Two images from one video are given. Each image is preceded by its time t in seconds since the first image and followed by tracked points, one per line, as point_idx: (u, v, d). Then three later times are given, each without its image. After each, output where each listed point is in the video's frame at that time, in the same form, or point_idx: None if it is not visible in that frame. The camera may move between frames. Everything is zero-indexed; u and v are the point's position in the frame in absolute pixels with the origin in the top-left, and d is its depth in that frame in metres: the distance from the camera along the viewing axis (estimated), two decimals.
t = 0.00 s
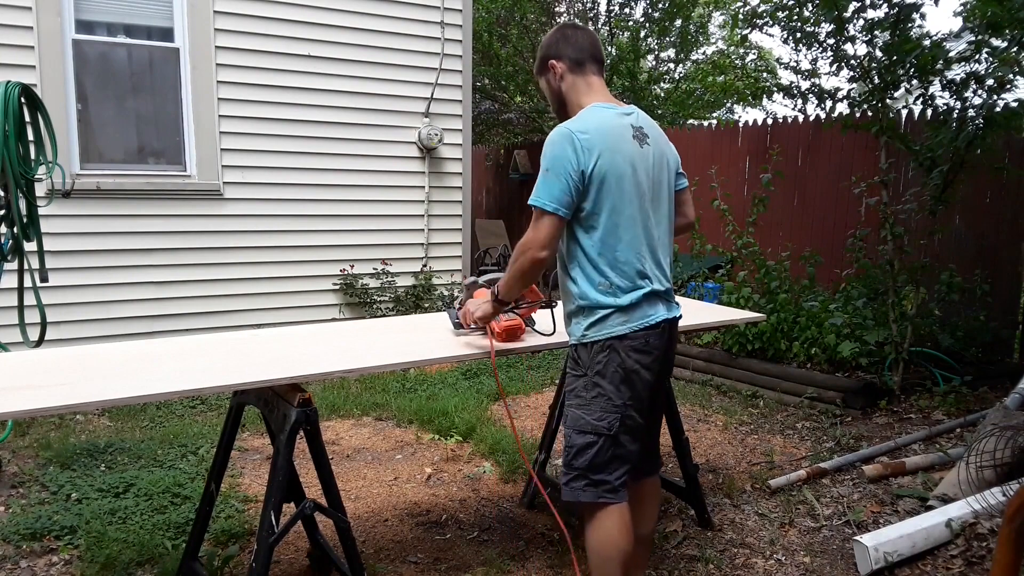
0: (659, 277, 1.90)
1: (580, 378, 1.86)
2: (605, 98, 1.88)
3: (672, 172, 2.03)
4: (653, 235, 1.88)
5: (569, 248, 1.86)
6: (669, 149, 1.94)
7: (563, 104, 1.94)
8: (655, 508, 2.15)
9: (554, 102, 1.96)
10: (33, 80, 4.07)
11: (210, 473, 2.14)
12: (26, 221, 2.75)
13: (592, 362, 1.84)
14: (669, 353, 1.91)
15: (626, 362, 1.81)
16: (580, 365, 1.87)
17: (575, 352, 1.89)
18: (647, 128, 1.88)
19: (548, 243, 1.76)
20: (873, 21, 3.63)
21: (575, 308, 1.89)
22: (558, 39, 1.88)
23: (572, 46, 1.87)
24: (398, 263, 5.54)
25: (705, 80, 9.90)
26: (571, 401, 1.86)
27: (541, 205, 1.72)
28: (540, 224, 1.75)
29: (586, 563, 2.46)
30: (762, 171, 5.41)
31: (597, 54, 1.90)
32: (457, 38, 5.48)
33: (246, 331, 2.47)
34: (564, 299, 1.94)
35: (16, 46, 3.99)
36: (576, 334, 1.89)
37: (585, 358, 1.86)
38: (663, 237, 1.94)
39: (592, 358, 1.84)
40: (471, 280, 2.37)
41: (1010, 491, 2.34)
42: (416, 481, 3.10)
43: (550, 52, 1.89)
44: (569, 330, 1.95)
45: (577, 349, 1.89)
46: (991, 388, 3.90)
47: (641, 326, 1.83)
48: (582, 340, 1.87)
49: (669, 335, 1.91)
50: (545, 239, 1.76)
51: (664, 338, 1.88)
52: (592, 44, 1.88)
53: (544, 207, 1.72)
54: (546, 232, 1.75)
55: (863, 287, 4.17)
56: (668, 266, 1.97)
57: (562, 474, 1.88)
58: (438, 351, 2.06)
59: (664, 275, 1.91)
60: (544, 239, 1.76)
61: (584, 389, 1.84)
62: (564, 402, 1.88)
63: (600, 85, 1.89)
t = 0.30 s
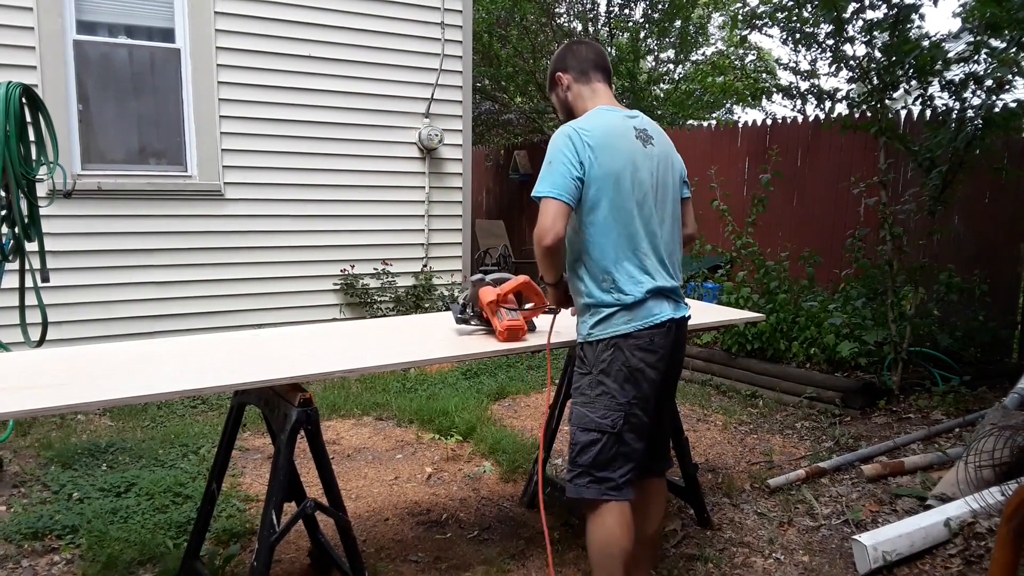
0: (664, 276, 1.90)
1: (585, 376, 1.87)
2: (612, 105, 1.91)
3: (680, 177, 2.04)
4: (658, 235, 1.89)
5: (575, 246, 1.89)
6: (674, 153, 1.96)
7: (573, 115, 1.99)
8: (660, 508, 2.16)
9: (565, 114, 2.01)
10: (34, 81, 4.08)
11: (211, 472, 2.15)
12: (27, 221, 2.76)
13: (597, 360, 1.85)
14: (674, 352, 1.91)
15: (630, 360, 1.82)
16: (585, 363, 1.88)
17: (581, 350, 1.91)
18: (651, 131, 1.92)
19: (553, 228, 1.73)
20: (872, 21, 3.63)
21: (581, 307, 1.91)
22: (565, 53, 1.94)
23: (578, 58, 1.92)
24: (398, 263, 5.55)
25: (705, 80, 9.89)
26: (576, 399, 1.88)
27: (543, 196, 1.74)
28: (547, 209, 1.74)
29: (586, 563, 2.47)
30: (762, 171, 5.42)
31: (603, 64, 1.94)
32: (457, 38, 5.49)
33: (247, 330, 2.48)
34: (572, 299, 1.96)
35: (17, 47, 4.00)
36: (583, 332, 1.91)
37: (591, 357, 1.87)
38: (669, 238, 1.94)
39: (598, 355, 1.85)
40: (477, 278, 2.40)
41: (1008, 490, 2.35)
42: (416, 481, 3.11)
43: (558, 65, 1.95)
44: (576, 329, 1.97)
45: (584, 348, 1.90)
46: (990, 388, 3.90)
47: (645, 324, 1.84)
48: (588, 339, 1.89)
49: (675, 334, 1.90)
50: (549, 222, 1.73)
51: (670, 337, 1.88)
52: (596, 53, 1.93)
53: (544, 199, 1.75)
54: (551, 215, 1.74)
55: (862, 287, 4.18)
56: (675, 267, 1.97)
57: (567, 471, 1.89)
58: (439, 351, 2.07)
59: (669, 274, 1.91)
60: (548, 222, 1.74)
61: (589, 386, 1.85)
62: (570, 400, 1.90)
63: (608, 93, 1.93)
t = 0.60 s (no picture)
0: (669, 276, 1.89)
1: (587, 375, 1.85)
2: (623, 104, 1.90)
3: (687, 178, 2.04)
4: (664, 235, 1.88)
5: (581, 242, 1.87)
6: (682, 154, 1.96)
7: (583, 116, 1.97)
8: (662, 508, 2.15)
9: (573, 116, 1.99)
10: (32, 80, 4.07)
11: (209, 473, 2.13)
12: (25, 221, 2.74)
13: (600, 359, 1.84)
14: (678, 353, 1.89)
15: (632, 359, 1.81)
16: (588, 362, 1.87)
17: (585, 350, 1.89)
18: (660, 131, 1.91)
19: (567, 222, 1.68)
20: (874, 20, 3.61)
21: (585, 306, 1.89)
22: (572, 55, 1.93)
23: (586, 59, 1.91)
24: (398, 263, 5.54)
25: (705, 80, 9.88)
26: (578, 398, 1.86)
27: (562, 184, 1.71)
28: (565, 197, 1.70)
29: (587, 564, 2.45)
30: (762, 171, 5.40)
31: (611, 65, 1.94)
32: (457, 37, 5.47)
33: (246, 331, 2.46)
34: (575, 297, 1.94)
35: (16, 45, 3.99)
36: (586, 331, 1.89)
37: (593, 356, 1.86)
38: (674, 238, 1.94)
39: (601, 355, 1.84)
40: (477, 278, 2.39)
41: (1010, 491, 2.34)
42: (416, 481, 3.10)
43: (565, 67, 1.94)
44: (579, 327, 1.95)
45: (587, 347, 1.89)
46: (992, 388, 3.89)
47: (650, 323, 1.82)
48: (592, 338, 1.87)
49: (678, 334, 1.89)
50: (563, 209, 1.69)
51: (673, 337, 1.87)
52: (605, 56, 1.93)
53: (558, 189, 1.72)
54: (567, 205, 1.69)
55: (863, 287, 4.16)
56: (678, 268, 1.96)
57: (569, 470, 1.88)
58: (439, 351, 2.05)
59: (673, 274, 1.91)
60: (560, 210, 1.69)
61: (591, 386, 1.84)
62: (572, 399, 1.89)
63: (617, 92, 1.93)
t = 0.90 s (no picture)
0: (668, 280, 1.92)
1: (587, 375, 1.85)
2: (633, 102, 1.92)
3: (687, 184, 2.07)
4: (667, 240, 1.91)
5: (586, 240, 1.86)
6: (686, 161, 1.99)
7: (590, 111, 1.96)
8: (653, 508, 2.18)
9: (578, 110, 1.98)
10: (33, 81, 4.07)
11: (210, 473, 2.14)
12: (26, 221, 2.75)
13: (600, 360, 1.84)
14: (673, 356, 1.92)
15: (632, 360, 1.82)
16: (588, 362, 1.87)
17: (583, 349, 1.89)
18: (668, 136, 1.93)
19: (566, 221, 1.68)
20: (873, 20, 3.62)
21: (586, 304, 1.88)
22: (583, 49, 1.92)
23: (598, 54, 1.91)
24: (398, 263, 5.55)
25: (705, 80, 9.90)
26: (577, 398, 1.86)
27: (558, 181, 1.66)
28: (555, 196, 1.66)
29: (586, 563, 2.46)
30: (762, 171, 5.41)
31: (618, 63, 1.95)
32: (457, 38, 5.48)
33: (246, 331, 2.47)
34: (573, 297, 1.93)
35: (16, 46, 3.99)
36: (586, 330, 1.88)
37: (593, 356, 1.86)
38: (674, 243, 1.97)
39: (601, 355, 1.84)
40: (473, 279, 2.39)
41: (1009, 491, 2.35)
42: (416, 481, 3.10)
43: (577, 61, 1.92)
44: (575, 326, 1.94)
45: (586, 346, 1.89)
46: (991, 388, 3.89)
47: (650, 326, 1.84)
48: (592, 338, 1.87)
49: (673, 337, 1.93)
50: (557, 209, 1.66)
51: (669, 341, 1.90)
52: (613, 53, 1.94)
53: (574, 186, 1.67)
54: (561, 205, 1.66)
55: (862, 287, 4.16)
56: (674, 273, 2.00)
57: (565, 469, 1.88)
58: (439, 351, 2.06)
59: (673, 279, 1.94)
60: (558, 213, 1.66)
61: (591, 386, 1.84)
62: (570, 398, 1.88)
63: (625, 89, 1.94)
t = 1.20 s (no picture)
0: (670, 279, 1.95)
1: (596, 375, 1.84)
2: (622, 102, 1.92)
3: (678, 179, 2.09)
4: (669, 240, 1.93)
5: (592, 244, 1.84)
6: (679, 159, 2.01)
7: (580, 112, 1.95)
8: (652, 507, 2.20)
9: (568, 111, 1.97)
10: (33, 81, 4.07)
11: (209, 473, 2.14)
12: (26, 221, 2.75)
13: (610, 360, 1.83)
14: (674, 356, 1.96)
15: (641, 360, 1.83)
16: (597, 361, 1.85)
17: (591, 349, 1.87)
18: (664, 136, 1.94)
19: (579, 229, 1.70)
20: (873, 20, 3.62)
21: (593, 304, 1.86)
22: (572, 49, 1.92)
23: (586, 54, 1.90)
24: (398, 263, 5.55)
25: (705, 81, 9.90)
26: (586, 398, 1.84)
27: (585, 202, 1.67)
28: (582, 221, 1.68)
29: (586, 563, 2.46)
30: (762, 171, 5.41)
31: (607, 62, 1.95)
32: (457, 38, 5.48)
33: (246, 331, 2.47)
34: (578, 298, 1.91)
35: (16, 46, 3.99)
36: (594, 330, 1.86)
37: (603, 356, 1.84)
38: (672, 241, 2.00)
39: (612, 355, 1.83)
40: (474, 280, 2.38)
41: (1010, 491, 2.35)
42: (416, 481, 3.10)
43: (565, 61, 1.91)
44: (580, 326, 1.91)
45: (594, 345, 1.87)
46: (991, 388, 3.89)
47: (659, 326, 1.86)
48: (601, 338, 1.85)
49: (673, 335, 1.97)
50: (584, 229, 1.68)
51: (672, 339, 1.94)
52: (601, 53, 1.93)
53: (593, 206, 1.67)
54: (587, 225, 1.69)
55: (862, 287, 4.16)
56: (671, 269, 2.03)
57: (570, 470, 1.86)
58: (439, 351, 2.06)
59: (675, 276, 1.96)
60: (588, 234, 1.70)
61: (601, 386, 1.83)
62: (578, 399, 1.86)
63: (614, 89, 1.94)
